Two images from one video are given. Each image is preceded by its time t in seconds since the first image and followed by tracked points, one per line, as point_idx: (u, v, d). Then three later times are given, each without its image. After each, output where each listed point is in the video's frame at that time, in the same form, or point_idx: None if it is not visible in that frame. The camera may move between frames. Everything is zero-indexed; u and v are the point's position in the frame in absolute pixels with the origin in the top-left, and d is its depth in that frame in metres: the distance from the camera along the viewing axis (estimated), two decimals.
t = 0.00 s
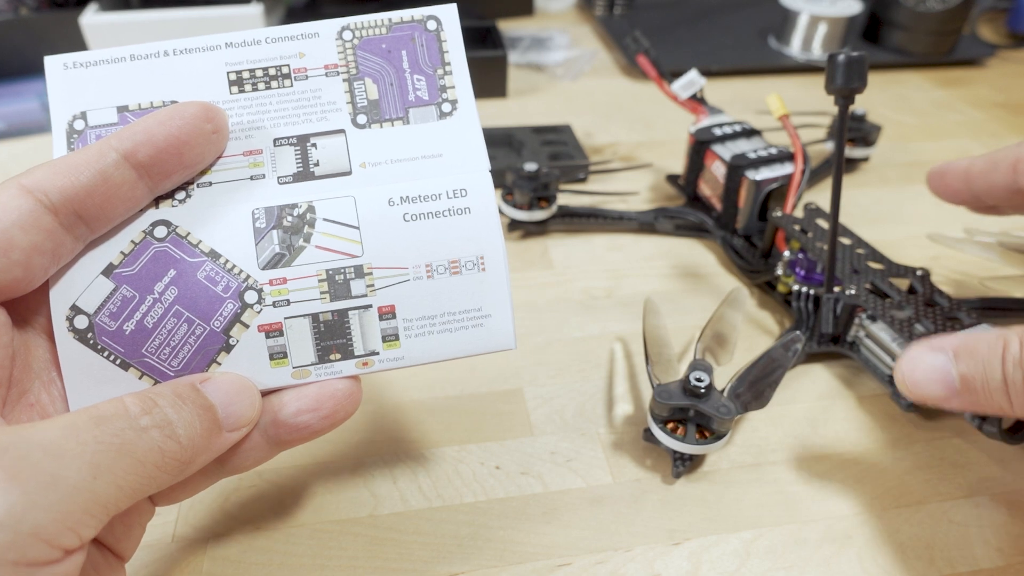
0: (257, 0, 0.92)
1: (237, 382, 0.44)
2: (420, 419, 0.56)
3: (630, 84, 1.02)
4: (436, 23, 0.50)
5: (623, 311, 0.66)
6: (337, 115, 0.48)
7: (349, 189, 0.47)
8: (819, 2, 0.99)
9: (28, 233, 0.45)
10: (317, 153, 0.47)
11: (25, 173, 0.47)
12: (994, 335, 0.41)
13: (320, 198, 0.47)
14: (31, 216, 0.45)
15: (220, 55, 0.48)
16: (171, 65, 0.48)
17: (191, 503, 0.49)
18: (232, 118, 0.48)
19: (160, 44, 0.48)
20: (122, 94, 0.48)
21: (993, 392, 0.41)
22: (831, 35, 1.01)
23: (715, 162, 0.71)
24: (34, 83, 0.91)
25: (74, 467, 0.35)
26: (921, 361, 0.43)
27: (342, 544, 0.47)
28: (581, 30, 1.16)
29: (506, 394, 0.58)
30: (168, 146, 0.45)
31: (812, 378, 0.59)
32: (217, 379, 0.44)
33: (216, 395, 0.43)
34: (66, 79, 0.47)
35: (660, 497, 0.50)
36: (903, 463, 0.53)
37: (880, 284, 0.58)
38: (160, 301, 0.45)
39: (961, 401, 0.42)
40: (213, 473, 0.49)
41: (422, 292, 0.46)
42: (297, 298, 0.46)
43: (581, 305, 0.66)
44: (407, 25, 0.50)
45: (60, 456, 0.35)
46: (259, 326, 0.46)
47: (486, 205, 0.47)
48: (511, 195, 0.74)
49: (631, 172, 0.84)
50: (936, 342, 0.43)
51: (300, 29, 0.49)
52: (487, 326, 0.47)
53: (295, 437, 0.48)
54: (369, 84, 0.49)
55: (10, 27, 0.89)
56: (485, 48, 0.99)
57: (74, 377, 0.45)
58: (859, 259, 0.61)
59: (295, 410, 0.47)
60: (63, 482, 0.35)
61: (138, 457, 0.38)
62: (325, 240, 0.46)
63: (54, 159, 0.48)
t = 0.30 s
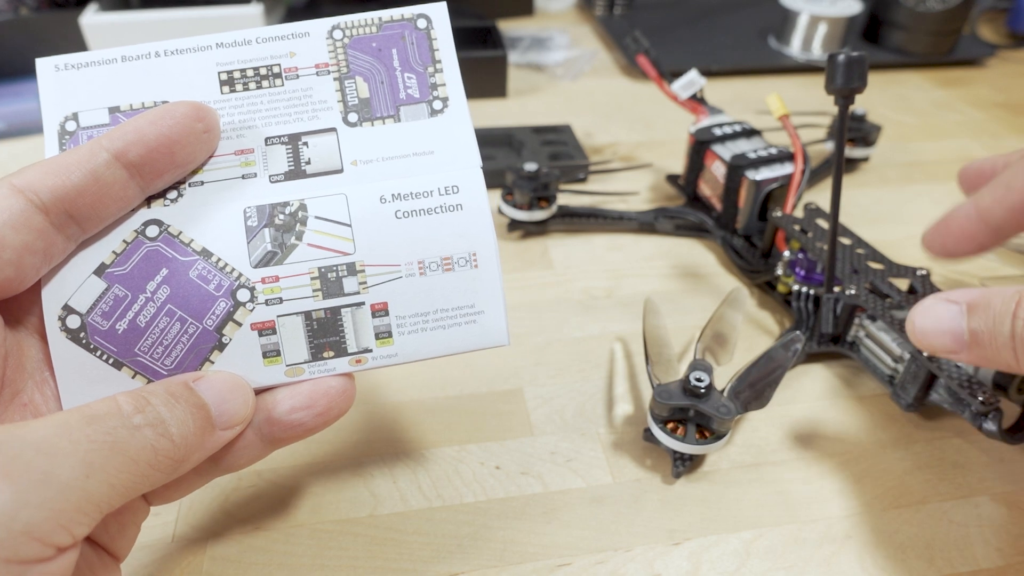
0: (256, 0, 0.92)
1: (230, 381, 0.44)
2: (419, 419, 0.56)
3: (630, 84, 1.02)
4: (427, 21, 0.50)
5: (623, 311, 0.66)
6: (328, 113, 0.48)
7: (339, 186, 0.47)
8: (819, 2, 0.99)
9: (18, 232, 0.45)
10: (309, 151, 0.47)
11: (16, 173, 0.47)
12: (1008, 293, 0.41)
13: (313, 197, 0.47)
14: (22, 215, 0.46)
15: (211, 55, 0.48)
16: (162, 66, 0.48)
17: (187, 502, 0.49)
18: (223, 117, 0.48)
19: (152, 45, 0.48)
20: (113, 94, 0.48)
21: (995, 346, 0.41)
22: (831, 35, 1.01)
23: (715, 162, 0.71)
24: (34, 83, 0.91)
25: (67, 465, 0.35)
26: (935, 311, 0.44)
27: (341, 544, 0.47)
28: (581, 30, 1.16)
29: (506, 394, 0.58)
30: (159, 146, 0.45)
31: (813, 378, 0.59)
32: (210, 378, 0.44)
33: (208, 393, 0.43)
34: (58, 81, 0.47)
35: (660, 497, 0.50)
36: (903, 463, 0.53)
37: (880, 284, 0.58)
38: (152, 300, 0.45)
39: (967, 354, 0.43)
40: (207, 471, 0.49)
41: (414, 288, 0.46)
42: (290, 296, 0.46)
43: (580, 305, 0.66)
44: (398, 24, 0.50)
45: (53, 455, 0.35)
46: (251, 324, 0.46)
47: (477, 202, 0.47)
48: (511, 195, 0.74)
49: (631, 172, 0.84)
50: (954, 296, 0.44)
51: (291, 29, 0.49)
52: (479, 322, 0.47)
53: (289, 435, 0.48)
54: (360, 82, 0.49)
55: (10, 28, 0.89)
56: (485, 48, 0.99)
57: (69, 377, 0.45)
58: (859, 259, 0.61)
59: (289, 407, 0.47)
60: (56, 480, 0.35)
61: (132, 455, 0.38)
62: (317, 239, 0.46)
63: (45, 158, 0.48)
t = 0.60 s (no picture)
0: None
1: (232, 381, 0.44)
2: (419, 419, 0.56)
3: (630, 84, 1.02)
4: (430, 21, 0.50)
5: (623, 311, 0.66)
6: (331, 113, 0.48)
7: (342, 187, 0.47)
8: (819, 2, 0.99)
9: (21, 233, 0.45)
10: (311, 152, 0.47)
11: (19, 173, 0.47)
12: (940, 314, 0.41)
13: (315, 197, 0.47)
14: (25, 215, 0.46)
15: (213, 55, 0.48)
16: (165, 66, 0.48)
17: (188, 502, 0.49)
18: (225, 117, 0.48)
19: (154, 44, 0.48)
20: (115, 95, 0.48)
21: (927, 366, 0.40)
22: (831, 35, 1.01)
23: (716, 162, 0.71)
24: (34, 83, 0.91)
25: (69, 466, 0.35)
26: (868, 326, 0.43)
27: (342, 544, 0.47)
28: (581, 30, 1.16)
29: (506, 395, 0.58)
30: (162, 147, 0.45)
31: (813, 378, 0.59)
32: (212, 378, 0.44)
33: (211, 393, 0.43)
34: (60, 80, 0.47)
35: (660, 497, 0.50)
36: (903, 463, 0.53)
37: (880, 284, 0.59)
38: (154, 300, 0.45)
39: (896, 374, 0.42)
40: (208, 471, 0.49)
41: (417, 289, 0.46)
42: (292, 297, 0.46)
43: (581, 305, 0.66)
44: (401, 24, 0.50)
45: (55, 456, 0.35)
46: (253, 325, 0.46)
47: (480, 203, 0.47)
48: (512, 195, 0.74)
49: (631, 172, 0.84)
50: (883, 313, 0.43)
51: (294, 29, 0.49)
52: (482, 323, 0.47)
53: (291, 435, 0.48)
54: (362, 83, 0.49)
55: (10, 28, 0.89)
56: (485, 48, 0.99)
57: (71, 377, 0.45)
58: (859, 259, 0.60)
59: (292, 408, 0.47)
60: (57, 481, 0.35)
61: (134, 456, 0.38)
62: (318, 239, 0.46)
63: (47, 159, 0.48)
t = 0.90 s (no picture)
0: None
1: (233, 381, 0.44)
2: (419, 419, 0.56)
3: (630, 84, 1.02)
4: (430, 21, 0.50)
5: (623, 311, 0.66)
6: (331, 114, 0.48)
7: (343, 187, 0.47)
8: (819, 2, 0.99)
9: (21, 233, 0.45)
10: (312, 152, 0.47)
11: (19, 174, 0.47)
12: (922, 325, 0.42)
13: (315, 197, 0.47)
14: (26, 215, 0.46)
15: (214, 55, 0.48)
16: (166, 66, 0.48)
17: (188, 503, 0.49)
18: (226, 118, 0.48)
19: (155, 45, 0.48)
20: (116, 95, 0.48)
21: (910, 376, 0.42)
22: (831, 35, 1.01)
23: (715, 162, 0.71)
24: (34, 83, 0.91)
25: (71, 466, 0.35)
26: (851, 338, 0.44)
27: (341, 544, 0.47)
28: (581, 30, 1.16)
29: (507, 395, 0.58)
30: (162, 147, 0.45)
31: (813, 378, 0.59)
32: (212, 378, 0.44)
33: (211, 394, 0.43)
34: (61, 81, 0.47)
35: (660, 497, 0.50)
36: (903, 463, 0.53)
37: (880, 284, 0.59)
38: (155, 301, 0.45)
39: (879, 384, 0.44)
40: (209, 471, 0.49)
41: (417, 289, 0.46)
42: (292, 297, 0.46)
43: (581, 305, 0.66)
44: (401, 24, 0.50)
45: (57, 456, 0.35)
46: (254, 325, 0.46)
47: (480, 203, 0.47)
48: (511, 195, 0.74)
49: (631, 172, 0.84)
50: (866, 324, 0.45)
51: (294, 29, 0.49)
52: (483, 323, 0.47)
53: (291, 435, 0.48)
54: (363, 83, 0.49)
55: (11, 28, 0.89)
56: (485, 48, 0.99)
57: (72, 377, 0.45)
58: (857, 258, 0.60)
59: (292, 408, 0.47)
60: (60, 481, 0.35)
61: (135, 457, 0.38)
62: (319, 239, 0.46)
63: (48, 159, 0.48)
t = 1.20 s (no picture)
0: None
1: (245, 378, 0.44)
2: (419, 419, 0.56)
3: (630, 84, 1.02)
4: (443, 24, 0.50)
5: (623, 311, 0.66)
6: (344, 115, 0.48)
7: (356, 188, 0.47)
8: (819, 2, 0.99)
9: (41, 230, 0.45)
10: (325, 153, 0.47)
11: (39, 172, 0.47)
12: (918, 354, 0.44)
13: (327, 198, 0.47)
14: (45, 214, 0.46)
15: (229, 57, 0.48)
16: (182, 67, 0.48)
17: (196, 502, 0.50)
18: (240, 118, 0.48)
19: (171, 46, 0.48)
20: (132, 95, 0.48)
21: (910, 407, 0.43)
22: (831, 35, 1.01)
23: (715, 162, 0.71)
24: (35, 83, 0.91)
25: (89, 460, 0.35)
26: (848, 371, 0.45)
27: (342, 544, 0.47)
28: (581, 30, 1.16)
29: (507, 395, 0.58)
30: (178, 147, 0.45)
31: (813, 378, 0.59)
32: (225, 375, 0.44)
33: (224, 391, 0.43)
34: (78, 81, 0.47)
35: (660, 497, 0.50)
36: (903, 463, 0.53)
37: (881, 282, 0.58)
38: (170, 298, 0.45)
39: (880, 415, 0.45)
40: (222, 469, 0.49)
41: (427, 288, 0.46)
42: (305, 297, 0.46)
43: (581, 305, 0.66)
44: (413, 27, 0.50)
45: (75, 450, 0.35)
46: (266, 324, 0.46)
47: (491, 204, 0.47)
48: (512, 195, 0.74)
49: (631, 172, 0.84)
50: (863, 355, 0.46)
51: (307, 31, 0.49)
52: (493, 323, 0.47)
53: (302, 433, 0.48)
54: (376, 85, 0.49)
55: (11, 28, 0.89)
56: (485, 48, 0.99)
57: (86, 373, 0.45)
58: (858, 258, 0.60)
59: (303, 406, 0.47)
60: (77, 475, 0.35)
61: (150, 453, 0.38)
62: (331, 239, 0.46)
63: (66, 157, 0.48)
